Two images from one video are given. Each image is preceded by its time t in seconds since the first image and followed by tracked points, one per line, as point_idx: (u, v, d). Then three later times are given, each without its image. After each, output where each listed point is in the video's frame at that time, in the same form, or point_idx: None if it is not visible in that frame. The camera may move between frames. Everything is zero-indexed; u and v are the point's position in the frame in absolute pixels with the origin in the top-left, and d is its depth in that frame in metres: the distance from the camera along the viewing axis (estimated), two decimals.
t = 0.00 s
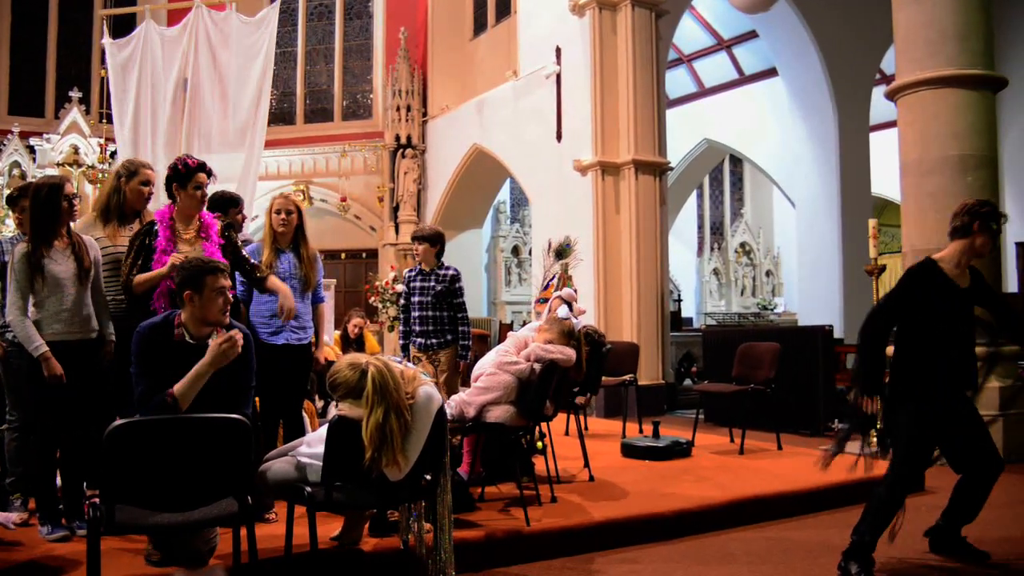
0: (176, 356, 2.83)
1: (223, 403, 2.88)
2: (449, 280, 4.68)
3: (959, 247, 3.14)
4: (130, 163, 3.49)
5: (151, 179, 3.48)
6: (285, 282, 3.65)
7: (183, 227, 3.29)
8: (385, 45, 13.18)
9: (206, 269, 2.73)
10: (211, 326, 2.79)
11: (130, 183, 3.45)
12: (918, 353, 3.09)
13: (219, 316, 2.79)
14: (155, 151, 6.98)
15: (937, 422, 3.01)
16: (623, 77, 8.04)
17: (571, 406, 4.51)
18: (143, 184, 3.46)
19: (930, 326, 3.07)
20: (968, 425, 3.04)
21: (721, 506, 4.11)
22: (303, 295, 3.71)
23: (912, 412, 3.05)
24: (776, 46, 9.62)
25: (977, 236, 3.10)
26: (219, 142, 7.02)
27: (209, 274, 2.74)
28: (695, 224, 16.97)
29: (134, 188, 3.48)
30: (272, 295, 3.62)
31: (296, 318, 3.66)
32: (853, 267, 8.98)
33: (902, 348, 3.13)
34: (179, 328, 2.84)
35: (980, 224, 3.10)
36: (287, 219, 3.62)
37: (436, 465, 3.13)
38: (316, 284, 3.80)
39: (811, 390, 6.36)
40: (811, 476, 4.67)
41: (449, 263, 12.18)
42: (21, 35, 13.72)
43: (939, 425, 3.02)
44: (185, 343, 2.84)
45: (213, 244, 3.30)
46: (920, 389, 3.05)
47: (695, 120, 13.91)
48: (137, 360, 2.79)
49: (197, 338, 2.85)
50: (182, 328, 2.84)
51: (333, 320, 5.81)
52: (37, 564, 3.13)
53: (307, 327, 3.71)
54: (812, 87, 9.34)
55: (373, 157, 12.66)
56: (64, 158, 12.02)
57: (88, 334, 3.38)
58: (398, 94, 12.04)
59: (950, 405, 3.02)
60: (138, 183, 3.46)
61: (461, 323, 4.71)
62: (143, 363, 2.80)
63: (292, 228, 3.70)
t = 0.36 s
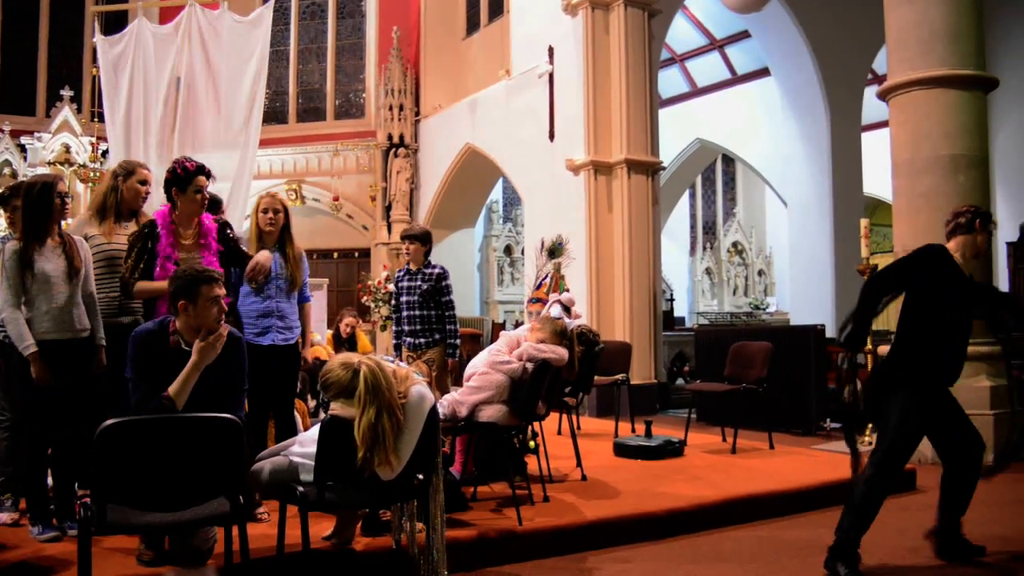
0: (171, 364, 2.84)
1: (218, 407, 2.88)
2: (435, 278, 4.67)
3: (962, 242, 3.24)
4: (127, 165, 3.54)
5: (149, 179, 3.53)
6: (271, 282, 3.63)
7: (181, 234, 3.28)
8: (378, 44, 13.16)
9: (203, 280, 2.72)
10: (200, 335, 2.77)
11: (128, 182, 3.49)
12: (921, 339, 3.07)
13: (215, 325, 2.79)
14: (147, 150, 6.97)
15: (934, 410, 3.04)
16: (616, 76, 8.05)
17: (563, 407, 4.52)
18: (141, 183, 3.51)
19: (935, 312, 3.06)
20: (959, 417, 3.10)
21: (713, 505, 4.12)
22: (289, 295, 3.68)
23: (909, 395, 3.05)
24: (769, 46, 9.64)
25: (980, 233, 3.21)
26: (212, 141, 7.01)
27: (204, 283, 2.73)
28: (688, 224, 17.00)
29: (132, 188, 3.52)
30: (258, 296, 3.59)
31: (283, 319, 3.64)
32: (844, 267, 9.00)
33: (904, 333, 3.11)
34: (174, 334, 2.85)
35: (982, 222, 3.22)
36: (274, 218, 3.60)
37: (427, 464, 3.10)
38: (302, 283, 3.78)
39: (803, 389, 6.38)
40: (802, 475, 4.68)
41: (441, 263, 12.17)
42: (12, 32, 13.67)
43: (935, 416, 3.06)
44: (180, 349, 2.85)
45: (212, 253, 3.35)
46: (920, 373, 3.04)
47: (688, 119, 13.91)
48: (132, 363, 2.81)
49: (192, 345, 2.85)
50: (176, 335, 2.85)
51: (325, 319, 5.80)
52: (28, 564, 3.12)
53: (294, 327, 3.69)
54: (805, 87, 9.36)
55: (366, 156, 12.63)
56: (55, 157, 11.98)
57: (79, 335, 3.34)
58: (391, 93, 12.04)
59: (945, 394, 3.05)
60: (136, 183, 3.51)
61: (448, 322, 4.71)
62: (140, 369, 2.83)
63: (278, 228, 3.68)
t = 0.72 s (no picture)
0: (168, 367, 2.84)
1: (213, 408, 2.87)
2: (432, 277, 4.68)
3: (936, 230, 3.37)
4: (125, 165, 3.53)
5: (149, 180, 3.53)
6: (260, 283, 3.65)
7: (173, 248, 3.23)
8: (373, 43, 13.15)
9: (197, 281, 2.73)
10: (193, 335, 2.77)
11: (127, 182, 3.48)
12: (930, 338, 3.20)
13: (209, 326, 2.78)
14: (139, 149, 6.94)
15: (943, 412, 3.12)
16: (611, 76, 8.05)
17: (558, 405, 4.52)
18: (140, 183, 3.51)
19: (938, 310, 3.19)
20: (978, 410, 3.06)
21: (708, 503, 4.13)
22: (278, 295, 3.70)
23: (918, 393, 3.21)
24: (764, 45, 9.65)
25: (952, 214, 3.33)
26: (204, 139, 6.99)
27: (196, 286, 2.74)
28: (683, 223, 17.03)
29: (130, 189, 3.50)
30: (247, 297, 3.60)
31: (272, 319, 3.65)
32: (839, 265, 9.02)
33: (908, 330, 3.28)
34: (169, 337, 2.85)
35: (953, 207, 3.33)
36: (267, 219, 3.59)
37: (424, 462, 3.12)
38: (291, 283, 3.77)
39: (798, 388, 6.40)
40: (797, 474, 4.69)
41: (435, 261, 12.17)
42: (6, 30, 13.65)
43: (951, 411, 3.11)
44: (175, 351, 2.84)
45: (206, 252, 3.27)
46: (927, 369, 3.18)
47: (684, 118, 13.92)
48: (128, 368, 2.80)
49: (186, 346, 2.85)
50: (171, 339, 2.85)
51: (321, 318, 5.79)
52: (22, 563, 3.11)
53: (283, 327, 3.70)
54: (800, 87, 9.38)
55: (361, 155, 12.62)
56: (49, 155, 11.97)
57: (75, 333, 3.34)
58: (386, 92, 12.04)
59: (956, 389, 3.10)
60: (135, 183, 3.50)
61: (444, 321, 4.71)
62: (136, 373, 2.81)
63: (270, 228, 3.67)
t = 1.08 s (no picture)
0: (163, 366, 2.84)
1: (210, 407, 2.88)
2: (431, 275, 4.69)
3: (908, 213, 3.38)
4: (125, 165, 3.54)
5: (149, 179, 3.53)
6: (253, 282, 3.64)
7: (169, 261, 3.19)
8: (370, 41, 13.14)
9: (191, 280, 2.74)
10: (187, 335, 2.77)
11: (127, 180, 3.48)
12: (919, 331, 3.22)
13: (204, 323, 2.79)
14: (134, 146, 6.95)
15: (940, 406, 3.13)
16: (608, 74, 8.05)
17: (555, 403, 4.51)
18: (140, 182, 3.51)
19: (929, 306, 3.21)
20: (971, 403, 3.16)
21: (705, 502, 4.12)
22: (272, 294, 3.67)
23: (911, 386, 3.22)
24: (761, 43, 9.64)
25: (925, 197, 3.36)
26: (199, 136, 6.99)
27: (191, 285, 2.75)
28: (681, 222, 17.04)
29: (130, 187, 3.50)
30: (241, 296, 3.60)
31: (266, 318, 3.64)
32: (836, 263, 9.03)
33: (896, 322, 3.27)
34: (164, 336, 2.84)
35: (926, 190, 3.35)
36: (254, 218, 3.58)
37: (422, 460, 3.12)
38: (286, 281, 3.76)
39: (795, 386, 6.40)
40: (794, 472, 4.69)
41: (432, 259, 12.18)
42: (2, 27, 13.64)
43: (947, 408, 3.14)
44: (169, 350, 2.83)
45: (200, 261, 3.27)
46: (921, 364, 3.19)
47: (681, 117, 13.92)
48: (122, 369, 2.79)
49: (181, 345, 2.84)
50: (166, 338, 2.84)
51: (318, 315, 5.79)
52: (18, 562, 3.11)
53: (277, 325, 3.69)
54: (797, 86, 9.38)
55: (358, 153, 12.61)
56: (46, 153, 11.96)
57: (71, 331, 3.34)
58: (383, 90, 12.04)
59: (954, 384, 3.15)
60: (135, 182, 3.50)
61: (443, 319, 4.71)
62: (130, 372, 2.80)
63: (260, 227, 3.66)
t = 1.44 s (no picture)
0: (160, 366, 2.84)
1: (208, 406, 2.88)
2: (431, 273, 4.70)
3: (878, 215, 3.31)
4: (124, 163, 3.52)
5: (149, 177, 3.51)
6: (247, 280, 3.65)
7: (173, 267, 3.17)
8: (368, 39, 13.13)
9: (187, 279, 2.74)
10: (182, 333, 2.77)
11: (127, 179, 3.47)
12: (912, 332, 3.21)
13: (197, 321, 2.79)
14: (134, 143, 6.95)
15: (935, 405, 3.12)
16: (605, 71, 8.04)
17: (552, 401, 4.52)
18: (141, 180, 3.49)
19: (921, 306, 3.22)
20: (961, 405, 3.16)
21: (702, 500, 4.12)
22: (267, 294, 3.67)
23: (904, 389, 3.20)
24: (760, 41, 9.63)
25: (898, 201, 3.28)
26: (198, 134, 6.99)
27: (186, 282, 2.74)
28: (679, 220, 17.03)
29: (130, 186, 3.49)
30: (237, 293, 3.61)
31: (261, 316, 3.63)
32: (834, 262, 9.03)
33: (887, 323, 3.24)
34: (159, 335, 2.83)
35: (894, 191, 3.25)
36: (241, 215, 3.59)
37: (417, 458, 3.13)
38: (282, 278, 3.76)
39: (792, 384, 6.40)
40: (792, 470, 4.68)
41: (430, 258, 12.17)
42: None
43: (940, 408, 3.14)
44: (165, 347, 2.83)
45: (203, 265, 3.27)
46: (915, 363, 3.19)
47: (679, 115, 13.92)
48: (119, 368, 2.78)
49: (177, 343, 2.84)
50: (161, 336, 2.83)
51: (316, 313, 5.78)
52: (16, 560, 3.10)
53: (275, 322, 3.68)
54: (795, 85, 9.37)
55: (356, 151, 12.60)
56: (43, 152, 11.94)
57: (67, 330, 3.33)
58: (381, 88, 12.03)
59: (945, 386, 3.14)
60: (136, 180, 3.48)
61: (443, 317, 4.71)
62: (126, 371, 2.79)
63: (252, 224, 3.66)
